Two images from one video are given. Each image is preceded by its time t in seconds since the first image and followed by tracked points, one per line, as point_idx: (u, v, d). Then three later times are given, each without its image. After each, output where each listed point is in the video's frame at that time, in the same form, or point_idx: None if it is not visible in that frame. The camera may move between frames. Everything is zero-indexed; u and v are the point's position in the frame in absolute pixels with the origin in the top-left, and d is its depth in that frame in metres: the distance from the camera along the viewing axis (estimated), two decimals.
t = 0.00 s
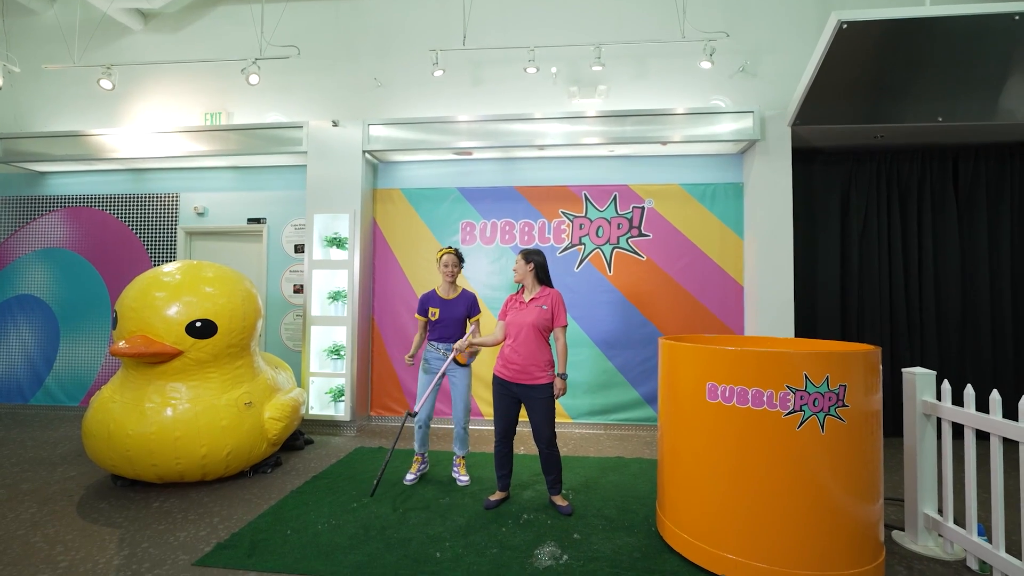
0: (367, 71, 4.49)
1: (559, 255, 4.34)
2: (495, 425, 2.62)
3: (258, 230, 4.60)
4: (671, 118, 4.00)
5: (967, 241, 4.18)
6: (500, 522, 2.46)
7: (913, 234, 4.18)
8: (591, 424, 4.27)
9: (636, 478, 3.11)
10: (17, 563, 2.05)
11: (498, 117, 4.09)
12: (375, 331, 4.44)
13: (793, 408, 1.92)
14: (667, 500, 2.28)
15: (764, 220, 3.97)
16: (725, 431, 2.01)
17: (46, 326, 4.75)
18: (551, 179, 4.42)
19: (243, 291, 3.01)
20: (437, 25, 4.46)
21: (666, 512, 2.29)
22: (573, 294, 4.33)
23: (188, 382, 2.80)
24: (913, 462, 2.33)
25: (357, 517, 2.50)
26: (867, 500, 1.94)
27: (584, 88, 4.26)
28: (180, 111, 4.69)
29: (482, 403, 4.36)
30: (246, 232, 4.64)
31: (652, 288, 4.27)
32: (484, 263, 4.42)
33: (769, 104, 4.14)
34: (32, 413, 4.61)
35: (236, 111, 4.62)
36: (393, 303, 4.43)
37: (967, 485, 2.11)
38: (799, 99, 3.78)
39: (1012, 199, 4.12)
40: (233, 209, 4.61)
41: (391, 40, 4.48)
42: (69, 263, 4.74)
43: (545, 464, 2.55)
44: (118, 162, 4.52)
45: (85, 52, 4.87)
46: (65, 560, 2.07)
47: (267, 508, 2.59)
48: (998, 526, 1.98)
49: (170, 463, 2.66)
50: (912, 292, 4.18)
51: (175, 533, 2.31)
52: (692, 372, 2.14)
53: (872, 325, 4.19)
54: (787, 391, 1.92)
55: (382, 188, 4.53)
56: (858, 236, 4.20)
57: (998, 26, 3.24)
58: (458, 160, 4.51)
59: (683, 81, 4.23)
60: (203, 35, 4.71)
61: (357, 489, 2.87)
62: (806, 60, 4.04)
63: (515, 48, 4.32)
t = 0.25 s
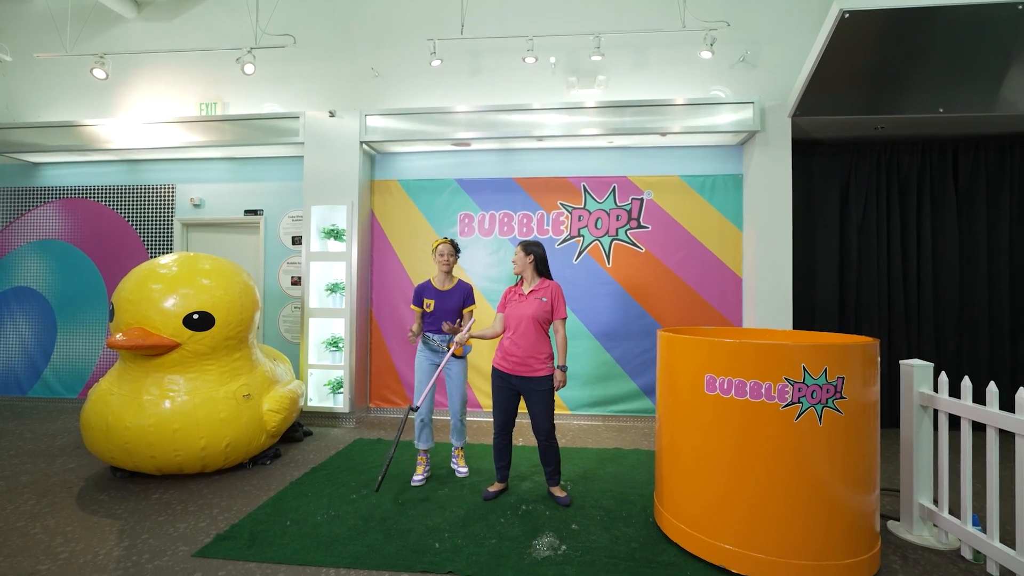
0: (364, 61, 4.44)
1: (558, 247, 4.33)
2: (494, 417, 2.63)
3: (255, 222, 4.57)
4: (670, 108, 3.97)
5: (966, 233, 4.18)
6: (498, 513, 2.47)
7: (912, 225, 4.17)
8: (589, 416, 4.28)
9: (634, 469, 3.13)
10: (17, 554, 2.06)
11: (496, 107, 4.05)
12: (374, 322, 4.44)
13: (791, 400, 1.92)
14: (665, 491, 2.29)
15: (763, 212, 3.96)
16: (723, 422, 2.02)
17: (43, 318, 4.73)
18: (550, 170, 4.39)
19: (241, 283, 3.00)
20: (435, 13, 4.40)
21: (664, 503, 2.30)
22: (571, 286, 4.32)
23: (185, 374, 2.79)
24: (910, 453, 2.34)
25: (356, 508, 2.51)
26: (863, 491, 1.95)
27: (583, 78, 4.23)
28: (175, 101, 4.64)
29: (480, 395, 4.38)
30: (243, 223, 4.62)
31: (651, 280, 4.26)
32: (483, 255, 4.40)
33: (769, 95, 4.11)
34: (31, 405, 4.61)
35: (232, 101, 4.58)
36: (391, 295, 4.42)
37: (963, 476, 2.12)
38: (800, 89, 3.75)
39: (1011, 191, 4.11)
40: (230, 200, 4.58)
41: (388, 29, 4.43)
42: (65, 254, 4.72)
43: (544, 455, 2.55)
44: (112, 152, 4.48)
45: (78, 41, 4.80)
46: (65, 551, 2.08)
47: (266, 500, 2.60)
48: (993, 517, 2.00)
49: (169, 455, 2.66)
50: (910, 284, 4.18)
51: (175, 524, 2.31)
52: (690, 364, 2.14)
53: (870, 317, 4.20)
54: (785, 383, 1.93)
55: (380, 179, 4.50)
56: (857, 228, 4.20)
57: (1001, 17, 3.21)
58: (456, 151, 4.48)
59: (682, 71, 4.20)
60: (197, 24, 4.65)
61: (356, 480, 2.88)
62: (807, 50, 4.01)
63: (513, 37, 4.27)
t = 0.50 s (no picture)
0: (361, 50, 4.39)
1: (556, 239, 4.31)
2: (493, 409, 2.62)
3: (251, 213, 4.54)
4: (670, 99, 3.95)
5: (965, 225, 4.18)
6: (497, 504, 2.48)
7: (911, 218, 4.17)
8: (587, 408, 4.30)
9: (633, 460, 3.14)
10: (16, 546, 2.06)
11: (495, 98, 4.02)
12: (371, 314, 4.43)
13: (790, 392, 1.92)
14: (663, 482, 2.30)
15: (763, 204, 3.95)
16: (721, 414, 2.02)
17: (39, 310, 4.71)
18: (548, 162, 4.36)
19: (238, 275, 2.98)
20: (432, 2, 4.35)
21: (661, 494, 2.32)
22: (570, 278, 4.32)
23: (183, 366, 2.78)
24: (906, 444, 2.35)
25: (355, 499, 2.52)
26: (860, 482, 1.96)
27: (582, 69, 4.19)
28: (170, 91, 4.59)
29: (478, 386, 4.38)
30: (239, 215, 4.59)
31: (649, 272, 4.25)
32: (481, 247, 4.39)
33: (769, 86, 4.08)
34: (28, 397, 4.60)
35: (227, 91, 4.53)
36: (389, 287, 4.41)
37: (959, 467, 2.13)
38: (801, 80, 3.73)
39: (1011, 182, 4.10)
40: (226, 191, 4.54)
41: (385, 18, 4.37)
42: (61, 246, 4.68)
43: (542, 446, 2.56)
44: (107, 143, 4.43)
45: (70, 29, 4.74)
46: (65, 543, 2.08)
47: (265, 491, 2.60)
48: (988, 508, 2.01)
49: (167, 447, 2.66)
50: (908, 276, 4.18)
51: (174, 516, 2.32)
52: (689, 356, 2.13)
53: (868, 310, 4.21)
54: (784, 375, 1.93)
55: (377, 170, 4.47)
56: (856, 220, 4.19)
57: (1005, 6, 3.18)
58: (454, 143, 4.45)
59: (683, 61, 4.16)
60: (191, 12, 4.59)
61: (355, 472, 2.88)
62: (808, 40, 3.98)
63: (512, 26, 4.22)
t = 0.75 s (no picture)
0: (358, 39, 4.33)
1: (555, 231, 4.29)
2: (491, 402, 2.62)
3: (248, 204, 4.50)
4: (670, 90, 3.91)
5: (964, 216, 4.17)
6: (496, 496, 2.49)
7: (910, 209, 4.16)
8: (586, 400, 4.30)
9: (631, 452, 3.15)
10: (14, 538, 2.06)
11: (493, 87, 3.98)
12: (370, 306, 4.41)
13: (790, 384, 1.92)
14: (662, 473, 2.30)
15: (762, 195, 3.93)
16: (721, 406, 2.02)
17: (35, 302, 4.68)
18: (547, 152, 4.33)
19: (235, 267, 2.96)
20: None
21: (660, 485, 2.32)
22: (569, 270, 4.30)
23: (180, 358, 2.77)
24: (905, 436, 2.36)
25: (354, 491, 2.52)
26: (859, 474, 1.96)
27: (582, 58, 4.15)
28: (164, 80, 4.53)
29: (477, 378, 4.38)
30: (235, 206, 4.55)
31: (648, 264, 4.24)
32: (479, 238, 4.37)
33: (770, 76, 4.05)
34: (25, 389, 4.58)
35: (222, 80, 4.47)
36: (387, 278, 4.39)
37: (957, 458, 2.14)
38: (802, 70, 3.69)
39: (1011, 174, 4.09)
40: (222, 182, 4.50)
41: (382, 6, 4.31)
42: (55, 237, 4.64)
43: (541, 438, 2.56)
44: (100, 133, 4.38)
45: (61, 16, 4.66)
46: (63, 535, 2.08)
47: (264, 483, 2.60)
48: (985, 498, 2.02)
49: (166, 439, 2.65)
50: (907, 268, 4.18)
51: (173, 508, 2.31)
52: (689, 348, 2.13)
53: (866, 301, 4.21)
54: (784, 367, 1.92)
55: (375, 161, 4.43)
56: (855, 211, 4.18)
57: None
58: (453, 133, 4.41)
59: (683, 51, 4.12)
60: None
61: (354, 464, 2.88)
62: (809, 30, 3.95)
63: (511, 15, 4.17)
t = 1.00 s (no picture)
0: (354, 26, 4.26)
1: (554, 222, 4.26)
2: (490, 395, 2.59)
3: (243, 195, 4.46)
4: (671, 79, 3.87)
5: (964, 208, 4.16)
6: (496, 487, 2.48)
7: (911, 200, 4.14)
8: (585, 391, 4.30)
9: (630, 443, 3.15)
10: (11, 531, 2.04)
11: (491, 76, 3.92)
12: (368, 298, 4.39)
13: (791, 376, 1.91)
14: (662, 465, 2.30)
15: (763, 186, 3.91)
16: (721, 398, 2.02)
17: (29, 294, 4.64)
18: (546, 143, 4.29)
19: (231, 258, 2.93)
20: None
21: (660, 477, 2.32)
22: (568, 261, 4.28)
23: (177, 350, 2.75)
24: (904, 428, 2.36)
25: (353, 483, 2.51)
26: (858, 465, 1.96)
27: (582, 47, 4.09)
28: (156, 68, 4.45)
29: (476, 370, 4.37)
30: (231, 196, 4.50)
31: (648, 255, 4.22)
32: (478, 229, 4.34)
33: (772, 65, 4.01)
34: (20, 381, 4.55)
35: (216, 68, 4.40)
36: (385, 270, 4.36)
37: (957, 449, 2.14)
38: (804, 60, 3.65)
39: (1011, 165, 4.07)
40: (217, 172, 4.45)
41: None
42: (49, 228, 4.59)
43: (540, 429, 2.56)
44: (93, 122, 4.32)
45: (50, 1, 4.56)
46: (60, 528, 2.06)
47: (262, 475, 2.59)
48: (984, 490, 2.02)
49: (163, 432, 2.63)
50: (906, 259, 4.18)
51: (171, 501, 2.30)
52: (690, 340, 2.12)
53: (865, 293, 4.21)
54: (786, 360, 1.91)
55: (372, 151, 4.38)
56: (856, 202, 4.17)
57: None
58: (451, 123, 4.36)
59: (684, 39, 4.07)
60: None
61: (354, 455, 2.87)
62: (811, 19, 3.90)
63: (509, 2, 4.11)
